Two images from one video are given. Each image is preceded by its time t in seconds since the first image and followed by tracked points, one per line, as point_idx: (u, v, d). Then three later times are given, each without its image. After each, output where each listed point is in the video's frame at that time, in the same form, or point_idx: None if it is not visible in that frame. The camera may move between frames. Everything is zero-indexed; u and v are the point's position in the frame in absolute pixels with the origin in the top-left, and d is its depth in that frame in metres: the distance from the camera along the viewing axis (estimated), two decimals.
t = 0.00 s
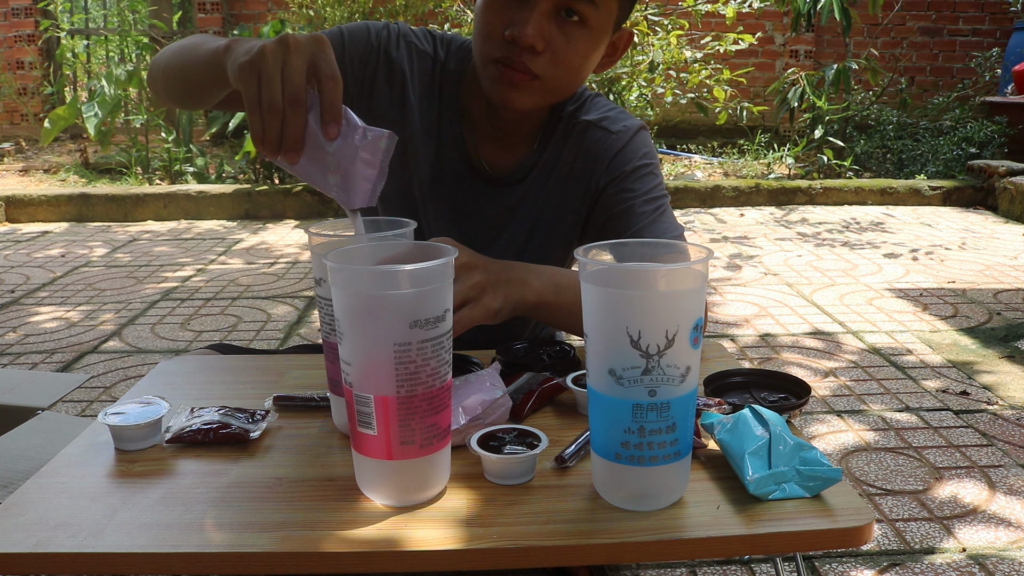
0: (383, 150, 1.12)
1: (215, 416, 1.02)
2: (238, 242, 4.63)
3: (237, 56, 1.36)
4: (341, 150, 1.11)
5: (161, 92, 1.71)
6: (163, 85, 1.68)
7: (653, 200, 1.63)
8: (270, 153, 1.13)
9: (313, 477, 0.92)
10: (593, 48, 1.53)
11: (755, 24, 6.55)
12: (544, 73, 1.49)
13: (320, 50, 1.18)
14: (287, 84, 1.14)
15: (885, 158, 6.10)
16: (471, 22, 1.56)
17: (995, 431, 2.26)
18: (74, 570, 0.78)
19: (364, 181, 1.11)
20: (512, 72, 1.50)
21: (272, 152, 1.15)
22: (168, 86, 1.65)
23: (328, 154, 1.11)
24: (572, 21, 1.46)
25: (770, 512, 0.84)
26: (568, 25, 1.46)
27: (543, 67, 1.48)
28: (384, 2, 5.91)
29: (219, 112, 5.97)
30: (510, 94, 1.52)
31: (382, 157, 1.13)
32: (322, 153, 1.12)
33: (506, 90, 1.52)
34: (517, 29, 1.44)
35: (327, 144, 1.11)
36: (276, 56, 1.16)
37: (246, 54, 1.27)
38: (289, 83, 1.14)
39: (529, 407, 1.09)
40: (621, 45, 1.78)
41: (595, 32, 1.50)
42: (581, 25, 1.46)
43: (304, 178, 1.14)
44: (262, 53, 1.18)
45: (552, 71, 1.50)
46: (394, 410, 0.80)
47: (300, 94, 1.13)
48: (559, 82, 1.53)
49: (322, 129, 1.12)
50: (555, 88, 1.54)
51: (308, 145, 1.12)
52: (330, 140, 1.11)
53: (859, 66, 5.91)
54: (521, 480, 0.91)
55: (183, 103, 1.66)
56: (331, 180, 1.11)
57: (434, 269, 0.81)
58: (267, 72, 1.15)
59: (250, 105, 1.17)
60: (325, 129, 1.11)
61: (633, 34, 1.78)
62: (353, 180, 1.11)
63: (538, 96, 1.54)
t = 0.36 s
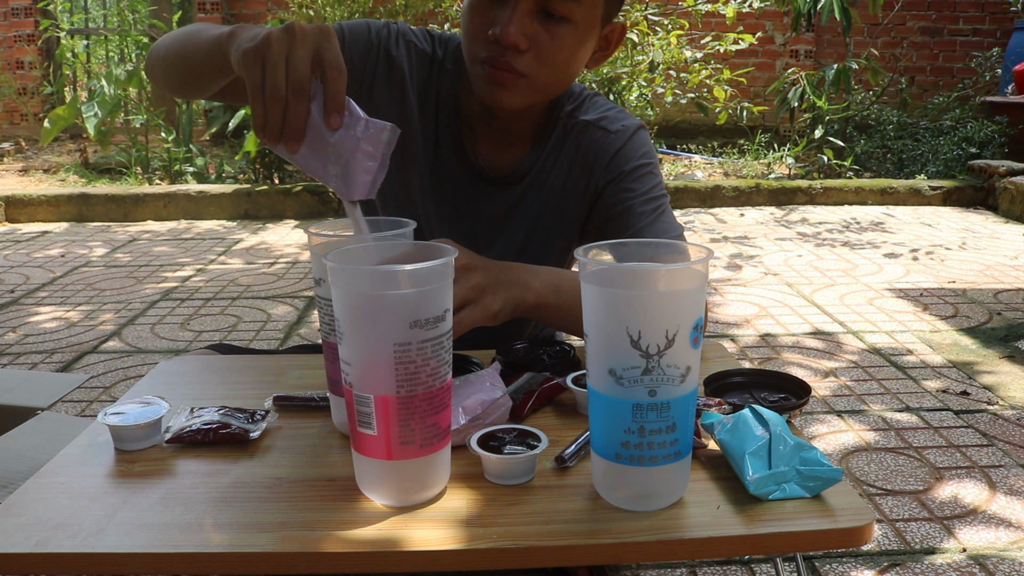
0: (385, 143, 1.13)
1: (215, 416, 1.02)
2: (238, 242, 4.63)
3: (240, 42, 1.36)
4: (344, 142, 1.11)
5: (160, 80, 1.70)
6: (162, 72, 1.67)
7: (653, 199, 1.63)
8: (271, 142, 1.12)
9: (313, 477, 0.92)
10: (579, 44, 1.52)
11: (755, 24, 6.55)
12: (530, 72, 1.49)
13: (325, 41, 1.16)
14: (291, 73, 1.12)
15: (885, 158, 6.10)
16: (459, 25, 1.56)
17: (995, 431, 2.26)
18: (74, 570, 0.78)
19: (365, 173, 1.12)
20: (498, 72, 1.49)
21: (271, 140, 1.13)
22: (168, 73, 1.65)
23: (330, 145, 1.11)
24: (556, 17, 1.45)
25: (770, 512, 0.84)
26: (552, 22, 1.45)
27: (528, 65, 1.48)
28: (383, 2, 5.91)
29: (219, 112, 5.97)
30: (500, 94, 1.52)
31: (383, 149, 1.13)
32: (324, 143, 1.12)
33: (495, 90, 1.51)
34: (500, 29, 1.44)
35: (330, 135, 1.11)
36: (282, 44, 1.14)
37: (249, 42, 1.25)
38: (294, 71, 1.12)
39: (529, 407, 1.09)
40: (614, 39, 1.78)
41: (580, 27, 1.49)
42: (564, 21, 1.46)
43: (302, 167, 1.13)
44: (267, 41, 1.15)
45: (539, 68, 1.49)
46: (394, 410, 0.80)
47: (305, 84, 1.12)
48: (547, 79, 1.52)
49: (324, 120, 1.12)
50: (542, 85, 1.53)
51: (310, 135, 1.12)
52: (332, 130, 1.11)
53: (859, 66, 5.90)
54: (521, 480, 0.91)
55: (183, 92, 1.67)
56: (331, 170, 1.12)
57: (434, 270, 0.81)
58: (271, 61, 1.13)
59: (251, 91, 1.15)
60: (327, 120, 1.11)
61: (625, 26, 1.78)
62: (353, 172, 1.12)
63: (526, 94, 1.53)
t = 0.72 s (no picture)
0: (395, 164, 1.12)
1: (215, 416, 1.02)
2: (238, 242, 4.63)
3: (255, 33, 1.35)
4: (352, 156, 1.10)
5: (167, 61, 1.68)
6: (170, 52, 1.64)
7: (652, 199, 1.64)
8: (277, 144, 1.12)
9: (313, 477, 0.92)
10: (577, 41, 1.52)
11: (755, 24, 6.55)
12: (526, 69, 1.48)
13: (343, 51, 1.16)
14: (305, 78, 1.13)
15: (885, 158, 6.10)
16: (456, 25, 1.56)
17: (995, 431, 2.26)
18: (74, 571, 0.78)
19: (369, 190, 1.10)
20: (495, 70, 1.50)
21: (279, 142, 1.13)
22: (178, 53, 1.63)
23: (337, 157, 1.10)
24: (552, 15, 1.45)
25: (770, 512, 0.84)
26: (548, 20, 1.45)
27: (525, 62, 1.48)
28: (383, 2, 5.90)
29: (219, 112, 5.97)
30: (497, 92, 1.52)
31: (393, 169, 1.12)
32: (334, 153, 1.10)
33: (492, 89, 1.52)
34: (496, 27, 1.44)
35: (338, 148, 1.10)
36: (299, 47, 1.14)
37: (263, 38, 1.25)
38: (308, 79, 1.12)
39: (529, 407, 1.08)
40: (611, 35, 1.78)
41: (576, 24, 1.49)
42: (560, 18, 1.46)
43: (308, 173, 1.12)
44: (285, 41, 1.15)
45: (536, 66, 1.49)
46: (394, 409, 0.80)
47: (318, 94, 1.12)
48: (544, 77, 1.52)
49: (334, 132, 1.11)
50: (540, 83, 1.53)
51: (317, 143, 1.11)
52: (341, 145, 1.11)
53: (859, 66, 5.90)
54: (521, 480, 0.91)
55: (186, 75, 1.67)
56: (335, 181, 1.11)
57: (433, 269, 0.81)
58: (287, 62, 1.13)
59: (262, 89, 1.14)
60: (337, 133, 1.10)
61: (622, 22, 1.78)
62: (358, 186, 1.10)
63: (523, 92, 1.53)
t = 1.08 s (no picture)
0: (410, 168, 1.06)
1: (215, 416, 1.02)
2: (238, 242, 4.63)
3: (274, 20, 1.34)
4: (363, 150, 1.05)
5: (166, 49, 1.68)
6: (172, 41, 1.64)
7: (652, 198, 1.64)
8: (285, 130, 1.09)
9: (313, 477, 0.92)
10: (561, 27, 1.51)
11: (755, 24, 6.55)
12: (510, 59, 1.48)
13: (362, 49, 1.16)
14: (321, 69, 1.11)
15: (885, 158, 6.10)
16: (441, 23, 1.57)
17: (996, 431, 2.26)
18: (74, 570, 0.78)
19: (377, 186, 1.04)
20: (479, 63, 1.50)
21: (288, 131, 1.09)
22: (182, 45, 1.63)
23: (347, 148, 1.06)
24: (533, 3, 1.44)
25: (770, 512, 0.84)
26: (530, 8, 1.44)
27: (508, 52, 1.47)
28: (383, 2, 5.89)
29: (219, 112, 5.97)
30: (484, 85, 1.52)
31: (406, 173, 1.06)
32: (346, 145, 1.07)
33: (478, 82, 1.52)
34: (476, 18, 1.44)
35: (349, 140, 1.07)
36: (319, 39, 1.14)
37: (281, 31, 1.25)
38: (325, 68, 1.11)
39: (529, 407, 1.08)
40: (598, 21, 1.78)
41: (558, 10, 1.48)
42: (541, 5, 1.45)
43: (314, 164, 1.08)
44: (308, 31, 1.16)
45: (520, 55, 1.48)
46: (394, 409, 0.80)
47: (333, 84, 1.10)
48: (530, 67, 1.51)
49: (345, 124, 1.07)
50: (527, 73, 1.52)
51: (328, 132, 1.07)
52: (350, 138, 1.07)
53: (859, 66, 5.90)
54: (521, 480, 0.91)
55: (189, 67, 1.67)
56: (342, 173, 1.06)
57: (433, 269, 0.81)
58: (306, 50, 1.13)
59: (277, 69, 1.12)
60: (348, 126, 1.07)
61: (609, 9, 1.78)
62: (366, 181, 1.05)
63: (511, 83, 1.52)
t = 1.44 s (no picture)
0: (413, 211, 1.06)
1: (215, 416, 1.02)
2: (238, 242, 4.63)
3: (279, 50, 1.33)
4: (366, 188, 1.04)
5: (168, 68, 1.68)
6: (173, 60, 1.65)
7: (646, 192, 1.64)
8: (287, 163, 1.07)
9: (313, 477, 0.92)
10: (534, 12, 1.50)
11: (755, 24, 6.55)
12: (488, 51, 1.49)
13: (368, 88, 1.16)
14: (328, 106, 1.10)
15: (885, 158, 6.10)
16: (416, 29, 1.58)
17: (996, 431, 2.26)
18: (74, 570, 0.78)
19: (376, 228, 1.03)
20: (459, 61, 1.50)
21: (291, 163, 1.07)
22: (182, 63, 1.63)
23: (350, 185, 1.04)
24: None
25: (770, 512, 0.84)
26: None
27: (484, 44, 1.48)
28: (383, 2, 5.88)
29: (219, 112, 5.97)
30: (466, 82, 1.52)
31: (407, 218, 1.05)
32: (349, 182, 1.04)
33: (461, 80, 1.52)
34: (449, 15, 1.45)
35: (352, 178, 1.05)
36: (325, 73, 1.13)
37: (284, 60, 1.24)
38: (332, 105, 1.10)
39: (529, 407, 1.09)
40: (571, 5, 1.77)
41: None
42: None
43: (313, 200, 1.04)
44: (314, 64, 1.14)
45: (496, 46, 1.49)
46: (394, 409, 0.80)
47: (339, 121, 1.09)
48: (509, 56, 1.51)
49: (349, 161, 1.07)
50: (507, 62, 1.52)
51: (332, 168, 1.05)
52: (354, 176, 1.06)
53: (859, 66, 5.90)
54: (522, 480, 0.91)
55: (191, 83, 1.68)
56: (343, 211, 1.03)
57: (434, 269, 0.81)
58: (314, 84, 1.12)
59: (284, 106, 1.15)
60: (350, 165, 1.06)
61: None
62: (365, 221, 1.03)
63: (492, 76, 1.52)
